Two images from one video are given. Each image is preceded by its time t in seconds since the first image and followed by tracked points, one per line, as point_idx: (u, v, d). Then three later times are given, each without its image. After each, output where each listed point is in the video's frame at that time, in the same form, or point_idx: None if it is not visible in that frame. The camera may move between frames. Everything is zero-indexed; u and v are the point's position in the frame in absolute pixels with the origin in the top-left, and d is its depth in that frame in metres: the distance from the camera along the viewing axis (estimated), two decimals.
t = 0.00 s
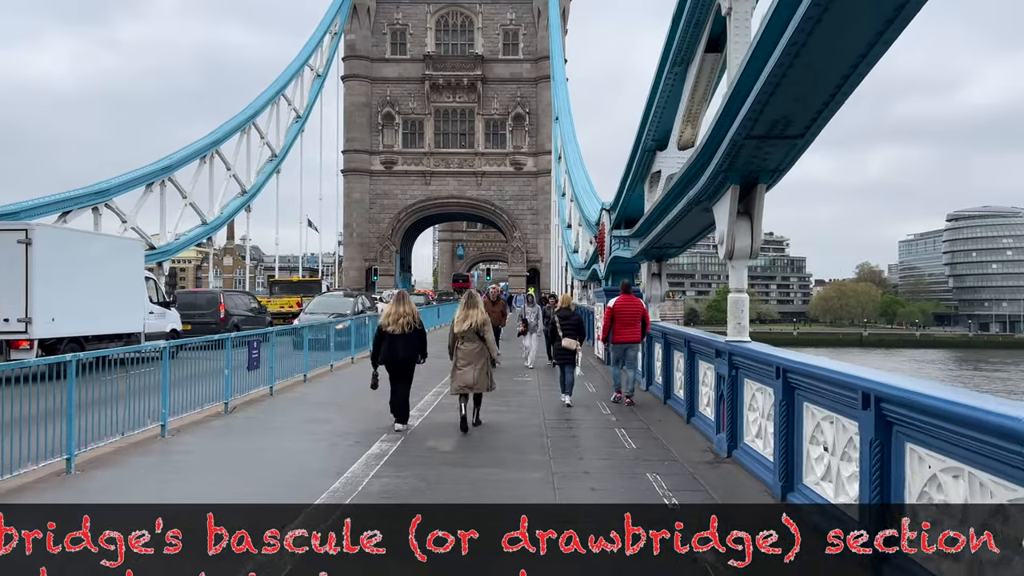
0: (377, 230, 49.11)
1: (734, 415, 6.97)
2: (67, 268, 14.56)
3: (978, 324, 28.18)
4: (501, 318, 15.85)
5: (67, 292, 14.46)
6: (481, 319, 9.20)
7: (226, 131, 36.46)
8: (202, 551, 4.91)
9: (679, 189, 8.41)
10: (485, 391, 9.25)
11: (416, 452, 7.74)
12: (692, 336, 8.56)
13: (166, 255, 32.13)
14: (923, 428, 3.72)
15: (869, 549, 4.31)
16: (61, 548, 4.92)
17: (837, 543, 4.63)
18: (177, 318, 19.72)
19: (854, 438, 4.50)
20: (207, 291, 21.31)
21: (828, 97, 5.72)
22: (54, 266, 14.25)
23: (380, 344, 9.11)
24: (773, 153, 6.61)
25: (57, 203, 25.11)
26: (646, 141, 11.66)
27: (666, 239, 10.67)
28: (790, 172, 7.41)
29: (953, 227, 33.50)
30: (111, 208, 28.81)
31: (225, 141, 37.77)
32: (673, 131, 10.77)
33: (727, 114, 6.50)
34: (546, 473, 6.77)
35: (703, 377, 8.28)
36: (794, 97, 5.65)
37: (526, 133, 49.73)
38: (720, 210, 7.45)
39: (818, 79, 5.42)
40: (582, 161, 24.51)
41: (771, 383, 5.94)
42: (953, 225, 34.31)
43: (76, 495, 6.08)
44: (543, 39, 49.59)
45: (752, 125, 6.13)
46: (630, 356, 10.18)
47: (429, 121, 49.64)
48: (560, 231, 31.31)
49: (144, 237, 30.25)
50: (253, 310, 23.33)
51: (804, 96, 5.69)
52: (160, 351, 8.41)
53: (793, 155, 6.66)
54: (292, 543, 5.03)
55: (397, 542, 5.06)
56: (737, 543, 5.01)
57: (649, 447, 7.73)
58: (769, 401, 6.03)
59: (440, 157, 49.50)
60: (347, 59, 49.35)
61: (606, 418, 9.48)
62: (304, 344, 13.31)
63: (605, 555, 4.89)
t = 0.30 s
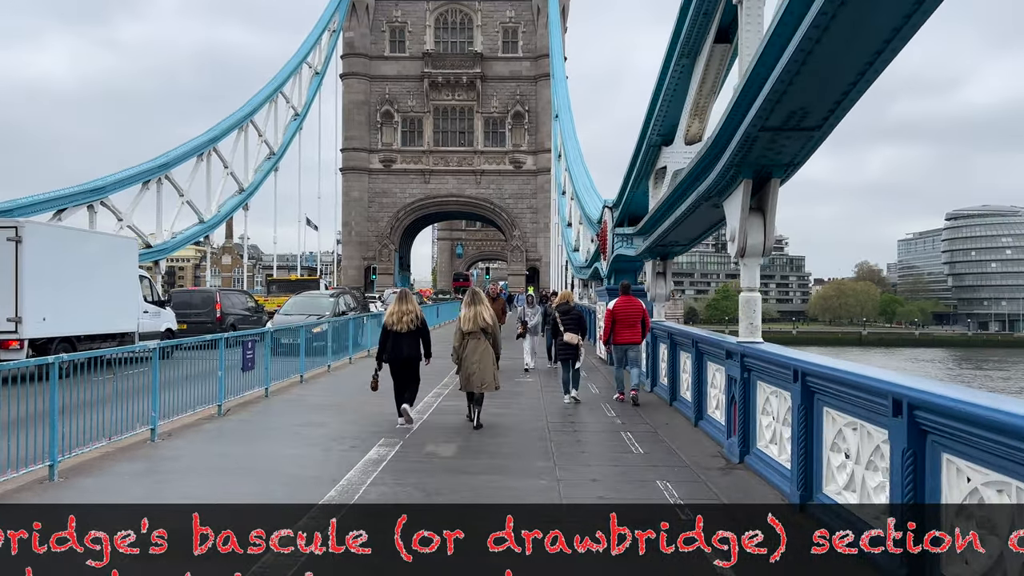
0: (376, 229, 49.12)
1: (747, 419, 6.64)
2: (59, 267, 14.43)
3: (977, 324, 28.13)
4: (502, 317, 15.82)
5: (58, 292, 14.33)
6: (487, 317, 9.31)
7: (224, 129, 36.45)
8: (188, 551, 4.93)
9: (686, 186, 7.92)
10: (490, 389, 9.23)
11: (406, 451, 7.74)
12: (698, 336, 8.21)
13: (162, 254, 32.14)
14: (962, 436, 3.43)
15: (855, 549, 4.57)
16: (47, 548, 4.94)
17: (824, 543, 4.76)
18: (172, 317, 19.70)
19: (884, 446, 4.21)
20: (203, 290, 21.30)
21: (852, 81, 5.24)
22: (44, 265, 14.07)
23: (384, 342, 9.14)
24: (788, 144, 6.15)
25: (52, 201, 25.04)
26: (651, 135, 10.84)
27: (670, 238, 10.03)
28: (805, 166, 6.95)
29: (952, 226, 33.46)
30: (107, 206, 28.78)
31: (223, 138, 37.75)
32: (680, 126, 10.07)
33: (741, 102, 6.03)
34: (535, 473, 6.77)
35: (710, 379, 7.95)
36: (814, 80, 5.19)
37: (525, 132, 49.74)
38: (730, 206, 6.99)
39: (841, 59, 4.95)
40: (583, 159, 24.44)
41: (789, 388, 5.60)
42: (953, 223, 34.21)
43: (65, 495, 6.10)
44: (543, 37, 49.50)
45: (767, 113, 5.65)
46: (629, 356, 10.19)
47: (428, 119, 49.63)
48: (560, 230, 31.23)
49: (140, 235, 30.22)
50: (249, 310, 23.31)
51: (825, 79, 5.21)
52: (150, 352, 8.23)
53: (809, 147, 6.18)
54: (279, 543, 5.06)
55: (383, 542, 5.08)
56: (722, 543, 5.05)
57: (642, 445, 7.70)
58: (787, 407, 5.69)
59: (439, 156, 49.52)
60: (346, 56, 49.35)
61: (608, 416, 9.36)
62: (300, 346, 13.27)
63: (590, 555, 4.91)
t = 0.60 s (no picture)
0: (374, 228, 48.99)
1: (760, 424, 6.38)
2: (49, 267, 14.24)
3: (976, 323, 28.10)
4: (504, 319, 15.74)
5: (49, 292, 14.15)
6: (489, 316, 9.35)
7: (221, 127, 36.31)
8: (173, 551, 4.88)
9: (695, 181, 7.63)
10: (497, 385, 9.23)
11: (400, 451, 7.67)
12: (708, 337, 7.95)
13: (158, 253, 31.98)
14: (1009, 446, 3.17)
15: (841, 549, 4.66)
16: (32, 548, 4.88)
17: (808, 541, 4.82)
18: (167, 317, 19.59)
19: (914, 456, 3.96)
20: (199, 289, 21.18)
21: (877, 69, 4.97)
22: (35, 263, 13.91)
23: (390, 343, 9.12)
24: (806, 135, 5.87)
25: (46, 199, 24.88)
26: (656, 130, 10.66)
27: (678, 236, 9.74)
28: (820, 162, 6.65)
29: (951, 226, 33.47)
30: (102, 204, 28.64)
31: (220, 136, 37.61)
32: (687, 122, 9.80)
33: (759, 91, 5.74)
34: (530, 473, 6.71)
35: (721, 381, 7.71)
36: (840, 65, 4.90)
37: (524, 130, 49.69)
38: (744, 201, 6.68)
39: (869, 43, 4.67)
40: (584, 158, 24.37)
41: (809, 391, 5.33)
42: (951, 223, 34.20)
43: (54, 495, 6.03)
44: (542, 36, 49.53)
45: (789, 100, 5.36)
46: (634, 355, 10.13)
47: (427, 117, 49.61)
48: (561, 229, 31.18)
49: (136, 234, 30.05)
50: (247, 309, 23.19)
51: (850, 64, 4.93)
52: (142, 353, 7.97)
53: (828, 139, 5.89)
54: (264, 543, 5.01)
55: (368, 542, 5.03)
56: (708, 543, 5.00)
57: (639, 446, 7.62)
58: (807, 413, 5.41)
59: (438, 154, 49.45)
60: (344, 55, 49.27)
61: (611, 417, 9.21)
62: (297, 348, 13.13)
63: (576, 555, 4.86)
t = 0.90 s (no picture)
0: (373, 230, 48.89)
1: (773, 430, 6.12)
2: (40, 268, 14.13)
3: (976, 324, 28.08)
4: (506, 321, 15.67)
5: (39, 293, 14.03)
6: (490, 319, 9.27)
7: (219, 128, 36.21)
8: (159, 550, 4.84)
9: (706, 177, 7.31)
10: (497, 387, 9.38)
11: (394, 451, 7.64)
12: (716, 341, 7.69)
13: (154, 255, 31.87)
14: None
15: (826, 549, 4.69)
16: (17, 548, 4.85)
17: (795, 540, 4.85)
18: (162, 319, 19.50)
19: (946, 468, 3.69)
20: (195, 291, 21.10)
21: (899, 60, 4.64)
22: (26, 265, 13.80)
23: (395, 343, 9.17)
24: (823, 132, 5.54)
25: (41, 200, 24.76)
26: (661, 129, 10.53)
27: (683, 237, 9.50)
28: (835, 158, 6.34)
29: (950, 228, 33.48)
30: (98, 206, 28.52)
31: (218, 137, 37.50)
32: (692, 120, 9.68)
33: (773, 84, 5.41)
34: (523, 473, 6.69)
35: (730, 386, 7.45)
36: (861, 56, 4.58)
37: (524, 132, 49.70)
38: (755, 200, 6.37)
39: (889, 35, 4.35)
40: (584, 159, 24.33)
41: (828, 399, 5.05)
42: (951, 224, 34.22)
43: (43, 496, 5.99)
44: (541, 37, 49.55)
45: (804, 95, 5.03)
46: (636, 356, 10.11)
47: (426, 119, 49.60)
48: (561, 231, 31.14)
49: (132, 236, 29.92)
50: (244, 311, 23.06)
51: (870, 56, 4.60)
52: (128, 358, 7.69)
53: (845, 135, 5.56)
54: (249, 543, 4.97)
55: (353, 542, 4.98)
56: (693, 543, 4.96)
57: (637, 448, 7.59)
58: (825, 420, 5.13)
59: (437, 156, 49.42)
60: (343, 56, 49.23)
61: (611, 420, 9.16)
62: (293, 350, 13.00)
63: (562, 555, 4.82)
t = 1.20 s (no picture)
0: (373, 229, 48.80)
1: (788, 439, 5.76)
2: (31, 268, 14.00)
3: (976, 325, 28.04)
4: (508, 321, 15.59)
5: (30, 292, 13.90)
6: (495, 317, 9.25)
7: (217, 126, 36.13)
8: (144, 551, 4.80)
9: (715, 174, 6.95)
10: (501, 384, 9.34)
11: (387, 451, 7.59)
12: (726, 343, 7.36)
13: (151, 254, 31.75)
14: None
15: (813, 549, 4.69)
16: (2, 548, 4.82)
17: (781, 544, 4.81)
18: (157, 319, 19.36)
19: (993, 485, 3.27)
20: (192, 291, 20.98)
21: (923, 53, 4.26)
22: (17, 263, 13.66)
23: (397, 345, 9.12)
24: (842, 127, 5.16)
25: (37, 198, 24.66)
26: (668, 125, 10.38)
27: (691, 236, 9.25)
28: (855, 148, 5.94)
29: (951, 228, 33.43)
30: (95, 204, 28.42)
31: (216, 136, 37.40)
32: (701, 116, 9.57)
33: (787, 78, 5.03)
34: (516, 472, 6.67)
35: (741, 391, 7.11)
36: (884, 48, 4.20)
37: (524, 131, 49.67)
38: (769, 197, 6.01)
39: (915, 25, 3.98)
40: (585, 159, 24.27)
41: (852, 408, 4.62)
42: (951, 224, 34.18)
43: (31, 494, 5.96)
44: (542, 36, 49.53)
45: (822, 91, 4.66)
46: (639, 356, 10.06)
47: (426, 118, 49.56)
48: (561, 230, 31.11)
49: (129, 235, 29.80)
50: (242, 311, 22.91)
51: (896, 47, 4.22)
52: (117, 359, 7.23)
53: (865, 129, 5.18)
54: (235, 543, 4.94)
55: (339, 542, 4.94)
56: (679, 543, 4.93)
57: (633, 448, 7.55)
58: (847, 429, 4.74)
59: (437, 155, 49.38)
60: (342, 54, 49.21)
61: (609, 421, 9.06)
62: (291, 351, 12.40)
63: (548, 555, 4.78)
